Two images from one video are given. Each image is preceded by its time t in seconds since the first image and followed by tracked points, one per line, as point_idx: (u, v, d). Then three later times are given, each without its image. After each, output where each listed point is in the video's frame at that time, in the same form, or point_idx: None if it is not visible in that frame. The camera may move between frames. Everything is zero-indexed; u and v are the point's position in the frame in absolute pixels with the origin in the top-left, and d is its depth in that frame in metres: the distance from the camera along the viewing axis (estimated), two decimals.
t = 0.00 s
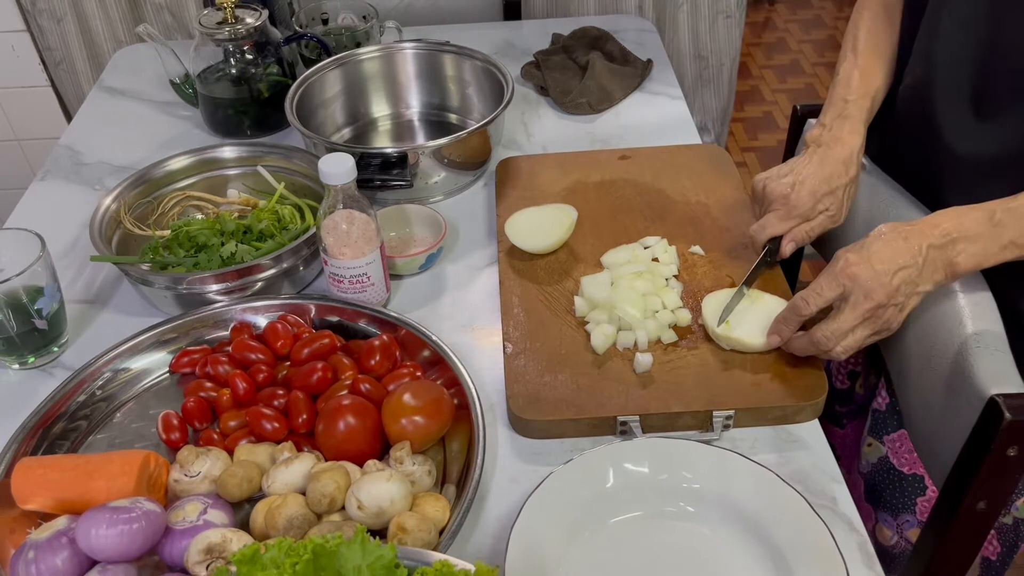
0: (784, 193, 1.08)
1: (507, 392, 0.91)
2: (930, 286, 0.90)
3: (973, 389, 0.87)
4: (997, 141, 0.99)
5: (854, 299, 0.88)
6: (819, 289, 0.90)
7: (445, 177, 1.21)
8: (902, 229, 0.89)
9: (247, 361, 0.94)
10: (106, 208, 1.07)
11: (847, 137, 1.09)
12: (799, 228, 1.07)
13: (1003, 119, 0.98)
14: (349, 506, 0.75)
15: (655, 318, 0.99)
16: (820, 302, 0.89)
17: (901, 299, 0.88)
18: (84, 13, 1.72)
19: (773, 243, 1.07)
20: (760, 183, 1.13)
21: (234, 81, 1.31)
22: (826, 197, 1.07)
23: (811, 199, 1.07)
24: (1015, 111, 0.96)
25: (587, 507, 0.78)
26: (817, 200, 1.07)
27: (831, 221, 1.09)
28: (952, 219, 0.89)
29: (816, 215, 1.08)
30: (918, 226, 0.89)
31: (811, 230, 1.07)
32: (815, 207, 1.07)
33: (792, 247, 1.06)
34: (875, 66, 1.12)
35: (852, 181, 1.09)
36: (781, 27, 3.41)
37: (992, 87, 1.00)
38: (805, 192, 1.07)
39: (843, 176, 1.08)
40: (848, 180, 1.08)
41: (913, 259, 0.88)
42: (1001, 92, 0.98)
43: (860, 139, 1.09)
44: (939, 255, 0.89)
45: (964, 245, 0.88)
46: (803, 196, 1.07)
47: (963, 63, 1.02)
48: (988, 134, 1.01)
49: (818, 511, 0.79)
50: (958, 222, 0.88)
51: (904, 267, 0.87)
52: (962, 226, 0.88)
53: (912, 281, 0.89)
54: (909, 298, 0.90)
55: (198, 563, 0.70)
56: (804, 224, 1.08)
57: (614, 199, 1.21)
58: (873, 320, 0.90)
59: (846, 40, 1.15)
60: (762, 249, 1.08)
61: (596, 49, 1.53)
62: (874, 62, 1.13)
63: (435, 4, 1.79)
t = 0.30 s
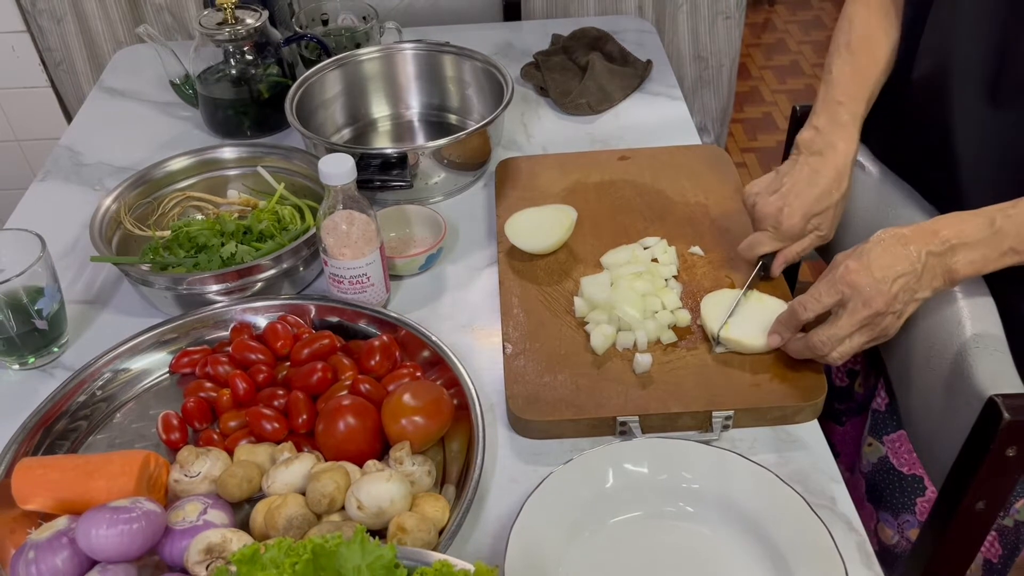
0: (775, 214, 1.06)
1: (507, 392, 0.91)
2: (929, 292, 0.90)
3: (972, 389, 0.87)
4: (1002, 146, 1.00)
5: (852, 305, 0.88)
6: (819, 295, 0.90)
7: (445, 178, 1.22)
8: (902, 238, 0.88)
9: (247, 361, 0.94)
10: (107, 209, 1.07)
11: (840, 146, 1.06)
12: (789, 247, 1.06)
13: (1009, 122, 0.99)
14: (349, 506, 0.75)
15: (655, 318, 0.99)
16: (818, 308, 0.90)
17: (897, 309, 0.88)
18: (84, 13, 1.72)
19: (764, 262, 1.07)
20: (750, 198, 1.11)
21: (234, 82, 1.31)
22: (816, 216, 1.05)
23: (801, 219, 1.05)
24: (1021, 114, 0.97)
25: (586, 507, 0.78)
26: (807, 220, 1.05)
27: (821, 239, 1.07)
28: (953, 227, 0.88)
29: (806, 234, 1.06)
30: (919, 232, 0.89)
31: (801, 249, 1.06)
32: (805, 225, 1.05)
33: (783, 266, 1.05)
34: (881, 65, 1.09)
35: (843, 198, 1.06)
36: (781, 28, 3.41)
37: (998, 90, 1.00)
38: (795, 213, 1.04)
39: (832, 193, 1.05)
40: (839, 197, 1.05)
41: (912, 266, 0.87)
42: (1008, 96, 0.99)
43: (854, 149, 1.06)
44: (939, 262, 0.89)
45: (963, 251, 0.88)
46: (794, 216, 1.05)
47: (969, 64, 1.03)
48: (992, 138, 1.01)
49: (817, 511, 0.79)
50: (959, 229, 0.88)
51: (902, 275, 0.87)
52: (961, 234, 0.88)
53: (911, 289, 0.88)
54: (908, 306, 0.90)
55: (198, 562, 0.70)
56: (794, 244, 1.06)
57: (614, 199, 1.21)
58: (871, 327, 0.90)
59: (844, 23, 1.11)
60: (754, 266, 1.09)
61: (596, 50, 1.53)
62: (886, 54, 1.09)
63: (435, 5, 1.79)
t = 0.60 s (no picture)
0: (770, 198, 1.08)
1: (507, 392, 0.91)
2: (930, 289, 0.90)
3: (973, 389, 0.87)
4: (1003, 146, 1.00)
5: (851, 301, 0.89)
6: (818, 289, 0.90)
7: (445, 178, 1.22)
8: (900, 233, 0.89)
9: (248, 361, 0.94)
10: (107, 209, 1.08)
11: (836, 133, 1.08)
12: (787, 234, 1.07)
13: (1008, 123, 1.00)
14: (350, 506, 0.75)
15: (655, 318, 0.99)
16: (819, 306, 0.90)
17: (897, 302, 0.88)
18: (84, 14, 1.72)
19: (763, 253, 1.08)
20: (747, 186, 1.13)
21: (234, 82, 1.31)
22: (813, 199, 1.07)
23: (797, 202, 1.06)
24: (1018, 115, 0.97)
25: (587, 508, 0.78)
26: (804, 203, 1.07)
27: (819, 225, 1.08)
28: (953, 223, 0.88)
29: (805, 218, 1.07)
30: (919, 229, 0.89)
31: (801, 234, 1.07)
32: (802, 210, 1.07)
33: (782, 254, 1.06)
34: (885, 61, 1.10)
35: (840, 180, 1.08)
36: (780, 28, 3.41)
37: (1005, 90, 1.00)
38: (791, 196, 1.06)
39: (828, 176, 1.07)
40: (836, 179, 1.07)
41: (912, 261, 0.87)
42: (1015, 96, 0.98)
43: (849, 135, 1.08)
44: (939, 258, 0.89)
45: (963, 247, 0.88)
46: (789, 201, 1.06)
47: (975, 63, 1.02)
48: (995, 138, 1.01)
49: (818, 511, 0.79)
50: (959, 226, 0.88)
51: (902, 271, 0.87)
52: (961, 229, 0.88)
53: (911, 284, 0.89)
54: (908, 301, 0.90)
55: (199, 562, 0.70)
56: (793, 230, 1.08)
57: (614, 199, 1.21)
58: (871, 322, 0.90)
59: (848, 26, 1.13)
60: (753, 260, 1.10)
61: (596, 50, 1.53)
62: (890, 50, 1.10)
63: (435, 5, 1.79)
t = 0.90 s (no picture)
0: (797, 182, 1.07)
1: (508, 392, 0.91)
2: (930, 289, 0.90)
3: (973, 389, 0.87)
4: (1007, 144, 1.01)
5: (853, 302, 0.88)
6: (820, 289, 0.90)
7: (445, 179, 1.22)
8: (900, 235, 0.89)
9: (248, 361, 0.94)
10: (107, 210, 1.08)
11: (860, 125, 1.08)
12: (811, 220, 1.07)
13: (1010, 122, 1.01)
14: (351, 506, 0.75)
15: (656, 319, 0.99)
16: (821, 307, 0.90)
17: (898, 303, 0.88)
18: (85, 15, 1.72)
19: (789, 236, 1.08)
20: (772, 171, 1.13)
21: (234, 83, 1.31)
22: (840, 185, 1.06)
23: (824, 187, 1.06)
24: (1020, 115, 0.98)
25: (587, 508, 0.78)
26: (831, 188, 1.06)
27: (844, 211, 1.08)
28: (954, 224, 0.89)
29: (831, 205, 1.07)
30: (920, 230, 0.89)
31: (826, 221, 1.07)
32: (827, 198, 1.06)
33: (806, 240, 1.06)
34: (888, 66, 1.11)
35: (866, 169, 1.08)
36: (781, 29, 3.41)
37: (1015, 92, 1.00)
38: (818, 181, 1.06)
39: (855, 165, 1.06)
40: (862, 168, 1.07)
41: (913, 262, 0.88)
42: None
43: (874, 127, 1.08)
44: (940, 259, 0.89)
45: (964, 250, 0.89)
46: (816, 185, 1.06)
47: (983, 67, 1.03)
48: (998, 137, 1.02)
49: (818, 511, 0.79)
50: (959, 227, 0.89)
51: (903, 271, 0.87)
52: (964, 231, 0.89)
53: (912, 286, 0.89)
54: (909, 302, 0.90)
55: (200, 563, 0.70)
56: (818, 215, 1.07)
57: (615, 199, 1.21)
58: (872, 323, 0.90)
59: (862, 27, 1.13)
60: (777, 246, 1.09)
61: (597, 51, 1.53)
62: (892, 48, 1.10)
63: (435, 6, 1.79)
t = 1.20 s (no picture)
0: (800, 207, 1.06)
1: (508, 393, 0.91)
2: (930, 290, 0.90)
3: (973, 389, 0.87)
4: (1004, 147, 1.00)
5: (852, 302, 0.89)
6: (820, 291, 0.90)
7: (445, 179, 1.22)
8: (901, 236, 0.89)
9: (248, 362, 0.94)
10: (107, 210, 1.08)
11: (862, 145, 1.06)
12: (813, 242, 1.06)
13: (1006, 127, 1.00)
14: (351, 507, 0.75)
15: (656, 319, 0.99)
16: (822, 308, 0.90)
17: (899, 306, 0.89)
18: (85, 16, 1.72)
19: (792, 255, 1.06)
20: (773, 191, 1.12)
21: (234, 83, 1.31)
22: (842, 211, 1.05)
23: (827, 212, 1.05)
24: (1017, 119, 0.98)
25: (587, 509, 0.78)
26: (833, 212, 1.05)
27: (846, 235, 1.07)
28: (954, 226, 0.89)
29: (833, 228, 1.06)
30: (921, 232, 0.89)
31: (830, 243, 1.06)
32: (831, 219, 1.05)
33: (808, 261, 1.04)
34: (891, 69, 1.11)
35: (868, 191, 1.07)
36: (781, 29, 3.41)
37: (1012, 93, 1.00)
38: (823, 204, 1.04)
39: (857, 188, 1.05)
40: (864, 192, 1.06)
41: (915, 264, 0.88)
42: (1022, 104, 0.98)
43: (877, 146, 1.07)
44: (941, 261, 0.89)
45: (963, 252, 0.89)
46: (819, 210, 1.05)
47: (982, 69, 1.03)
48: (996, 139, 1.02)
49: (818, 512, 0.79)
50: (960, 229, 0.89)
51: (905, 272, 0.87)
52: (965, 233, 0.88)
53: (913, 288, 0.89)
54: (908, 303, 0.90)
55: (200, 564, 0.70)
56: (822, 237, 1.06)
57: (615, 200, 1.21)
58: (871, 325, 0.90)
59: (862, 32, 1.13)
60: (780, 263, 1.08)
61: (597, 52, 1.53)
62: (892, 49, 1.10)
63: (435, 7, 1.79)
